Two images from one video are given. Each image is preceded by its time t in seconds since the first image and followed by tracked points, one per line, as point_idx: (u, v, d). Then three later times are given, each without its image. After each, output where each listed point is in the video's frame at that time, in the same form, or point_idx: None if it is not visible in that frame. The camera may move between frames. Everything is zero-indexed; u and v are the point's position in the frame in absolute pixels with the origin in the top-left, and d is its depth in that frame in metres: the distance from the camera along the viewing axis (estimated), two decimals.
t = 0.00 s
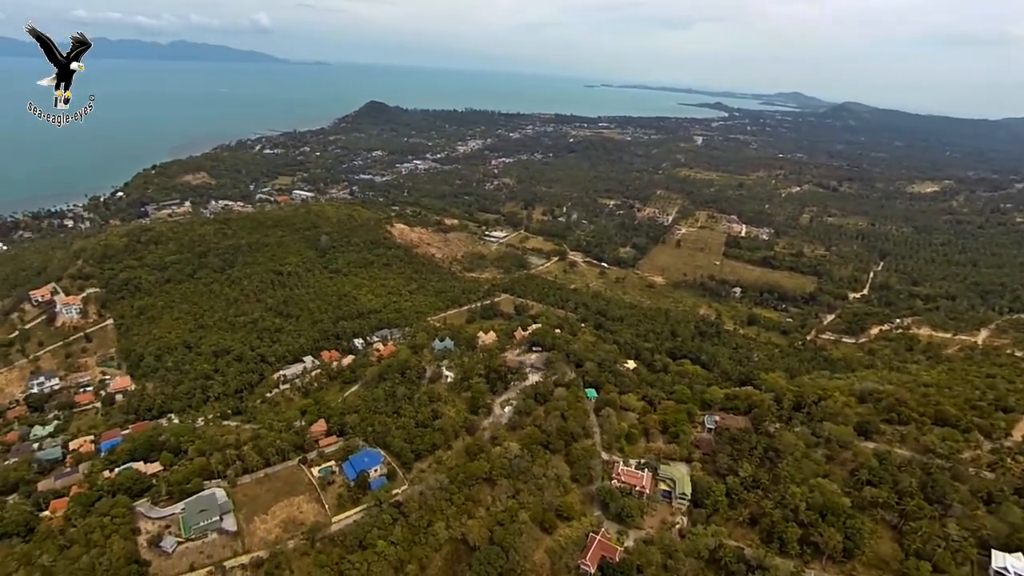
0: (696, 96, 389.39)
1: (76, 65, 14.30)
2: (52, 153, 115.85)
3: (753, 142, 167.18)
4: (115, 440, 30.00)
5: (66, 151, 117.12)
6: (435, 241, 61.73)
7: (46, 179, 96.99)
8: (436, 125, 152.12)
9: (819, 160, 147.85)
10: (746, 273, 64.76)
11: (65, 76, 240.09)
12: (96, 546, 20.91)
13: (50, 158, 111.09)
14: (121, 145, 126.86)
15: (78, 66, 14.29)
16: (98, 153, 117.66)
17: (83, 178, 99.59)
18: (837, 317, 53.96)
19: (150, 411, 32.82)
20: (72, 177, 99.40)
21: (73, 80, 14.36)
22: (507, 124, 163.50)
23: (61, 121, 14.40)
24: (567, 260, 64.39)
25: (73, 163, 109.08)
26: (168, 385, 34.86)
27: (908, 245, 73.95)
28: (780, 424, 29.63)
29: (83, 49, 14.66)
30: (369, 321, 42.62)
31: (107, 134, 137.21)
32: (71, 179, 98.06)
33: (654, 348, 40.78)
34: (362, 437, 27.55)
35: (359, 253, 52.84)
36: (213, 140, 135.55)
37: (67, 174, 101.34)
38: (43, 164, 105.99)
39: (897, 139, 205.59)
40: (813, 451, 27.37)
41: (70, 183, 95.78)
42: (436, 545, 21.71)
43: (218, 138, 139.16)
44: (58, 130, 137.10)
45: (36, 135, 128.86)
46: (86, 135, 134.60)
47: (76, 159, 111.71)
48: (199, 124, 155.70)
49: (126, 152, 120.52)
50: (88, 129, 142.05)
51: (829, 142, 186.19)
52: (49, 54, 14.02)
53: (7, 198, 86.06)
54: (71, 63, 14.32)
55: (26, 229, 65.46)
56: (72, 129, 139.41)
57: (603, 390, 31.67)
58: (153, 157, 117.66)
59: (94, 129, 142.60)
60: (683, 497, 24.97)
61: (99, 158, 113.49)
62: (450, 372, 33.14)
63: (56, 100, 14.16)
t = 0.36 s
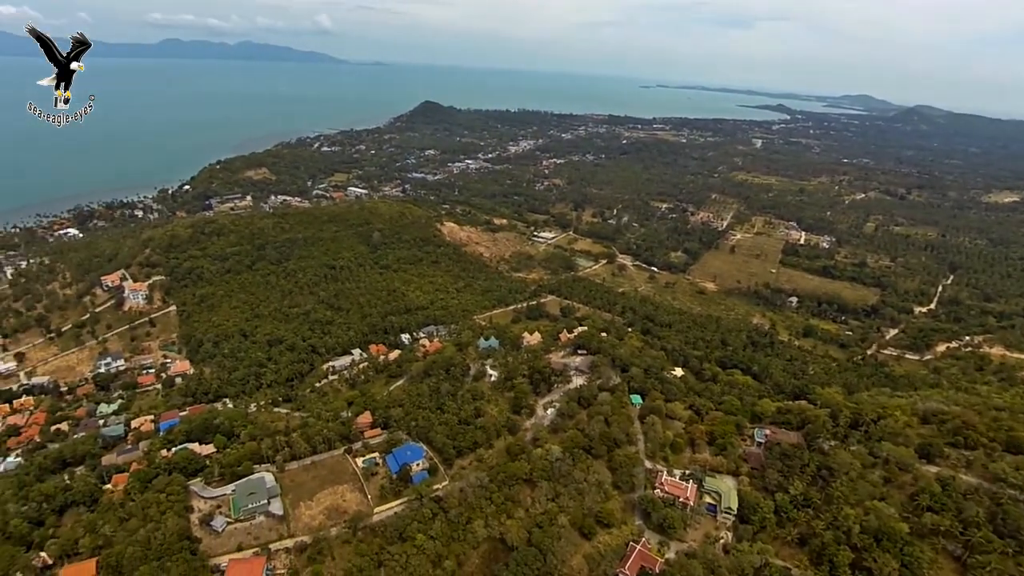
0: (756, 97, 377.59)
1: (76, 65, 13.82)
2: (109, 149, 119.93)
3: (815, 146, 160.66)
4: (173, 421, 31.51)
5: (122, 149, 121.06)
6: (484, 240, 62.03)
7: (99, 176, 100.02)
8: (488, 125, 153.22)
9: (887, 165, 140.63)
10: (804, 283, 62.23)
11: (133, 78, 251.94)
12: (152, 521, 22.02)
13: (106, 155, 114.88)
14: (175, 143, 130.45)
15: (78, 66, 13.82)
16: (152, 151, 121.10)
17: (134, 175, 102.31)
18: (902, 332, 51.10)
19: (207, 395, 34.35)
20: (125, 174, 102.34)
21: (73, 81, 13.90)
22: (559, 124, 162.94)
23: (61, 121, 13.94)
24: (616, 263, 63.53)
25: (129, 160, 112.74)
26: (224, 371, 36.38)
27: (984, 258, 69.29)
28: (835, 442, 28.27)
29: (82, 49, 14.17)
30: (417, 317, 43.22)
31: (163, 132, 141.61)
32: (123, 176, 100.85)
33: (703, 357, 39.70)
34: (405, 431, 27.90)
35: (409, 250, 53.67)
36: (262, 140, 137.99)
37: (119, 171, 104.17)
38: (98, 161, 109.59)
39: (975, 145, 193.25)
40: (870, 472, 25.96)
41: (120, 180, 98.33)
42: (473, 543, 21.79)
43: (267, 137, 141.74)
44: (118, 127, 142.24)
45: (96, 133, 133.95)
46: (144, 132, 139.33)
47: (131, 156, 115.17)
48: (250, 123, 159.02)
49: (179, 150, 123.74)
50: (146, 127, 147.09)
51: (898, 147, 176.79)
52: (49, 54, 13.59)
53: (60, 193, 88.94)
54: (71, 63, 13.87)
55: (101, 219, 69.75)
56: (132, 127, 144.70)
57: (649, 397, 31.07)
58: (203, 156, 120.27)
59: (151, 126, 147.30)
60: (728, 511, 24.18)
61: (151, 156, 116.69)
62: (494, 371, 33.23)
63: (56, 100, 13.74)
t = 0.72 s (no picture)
0: (803, 99, 366.78)
1: (76, 65, 13.88)
2: (129, 149, 120.04)
3: (865, 151, 155.00)
4: (214, 409, 32.54)
5: (143, 149, 121.08)
6: (521, 240, 61.96)
7: (112, 176, 99.34)
8: (528, 125, 153.23)
9: (942, 171, 134.52)
10: (851, 292, 60.06)
11: (179, 79, 259.01)
12: (192, 505, 22.76)
13: (124, 155, 114.68)
14: (197, 144, 130.11)
15: (79, 68, 13.92)
16: (171, 152, 120.65)
17: (147, 177, 101.36)
18: (956, 347, 48.73)
19: (248, 384, 35.36)
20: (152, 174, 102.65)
21: (73, 81, 13.93)
22: (599, 125, 161.74)
23: (60, 121, 14.03)
24: (655, 267, 62.61)
25: (159, 160, 113.36)
26: (265, 361, 37.39)
27: None
28: (880, 459, 27.17)
29: (83, 48, 14.14)
30: (453, 315, 43.50)
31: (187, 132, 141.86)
32: (135, 177, 99.98)
33: (743, 365, 38.71)
34: (438, 428, 28.07)
35: (446, 248, 54.06)
36: (284, 142, 136.51)
37: (133, 172, 103.38)
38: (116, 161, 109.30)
39: None
40: (917, 492, 24.79)
41: (131, 182, 97.29)
42: (502, 543, 21.75)
43: (289, 139, 140.41)
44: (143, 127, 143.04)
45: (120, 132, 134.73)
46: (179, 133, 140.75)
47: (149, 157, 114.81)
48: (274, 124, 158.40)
49: (199, 151, 123.10)
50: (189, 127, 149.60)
51: (956, 152, 168.86)
52: (48, 53, 13.62)
53: (68, 194, 88.08)
54: (71, 63, 13.91)
55: (153, 211, 72.65)
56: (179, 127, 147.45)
57: (685, 405, 30.52)
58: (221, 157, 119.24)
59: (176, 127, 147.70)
60: (765, 525, 23.54)
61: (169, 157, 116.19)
62: (528, 372, 33.17)
63: (56, 100, 13.83)
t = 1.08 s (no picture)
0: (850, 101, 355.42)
1: (76, 65, 14.02)
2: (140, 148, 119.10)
3: (916, 155, 148.98)
4: (251, 398, 33.35)
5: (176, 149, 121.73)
6: (555, 240, 61.68)
7: (115, 176, 97.86)
8: (565, 125, 152.49)
9: (999, 178, 128.28)
10: (897, 302, 57.85)
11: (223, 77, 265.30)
12: (227, 490, 23.35)
13: (141, 155, 114.09)
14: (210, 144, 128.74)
15: (79, 67, 14.04)
16: (181, 151, 119.14)
17: (151, 177, 99.66)
18: (1009, 363, 46.39)
19: (283, 375, 36.16)
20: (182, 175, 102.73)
21: (74, 81, 14.05)
22: (637, 126, 159.95)
23: (60, 121, 14.12)
24: (691, 271, 61.50)
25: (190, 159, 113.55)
26: (300, 353, 38.16)
27: None
28: (924, 477, 26.07)
29: (83, 49, 14.32)
30: (485, 314, 43.57)
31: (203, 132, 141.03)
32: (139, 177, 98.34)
33: (780, 374, 37.69)
34: (468, 426, 28.12)
35: (480, 247, 54.19)
36: (298, 144, 134.18)
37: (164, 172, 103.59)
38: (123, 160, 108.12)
39: None
40: (963, 514, 23.69)
41: (132, 183, 95.47)
42: (528, 544, 21.67)
43: (304, 140, 138.13)
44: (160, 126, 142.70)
45: (135, 131, 134.28)
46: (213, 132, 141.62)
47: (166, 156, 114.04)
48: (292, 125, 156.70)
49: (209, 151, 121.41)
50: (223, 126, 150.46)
51: (1014, 158, 160.80)
52: (49, 54, 13.71)
53: (65, 194, 86.44)
54: (71, 63, 14.04)
55: (197, 205, 75.07)
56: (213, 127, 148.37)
57: (719, 413, 29.89)
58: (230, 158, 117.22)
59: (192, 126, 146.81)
60: (799, 539, 22.87)
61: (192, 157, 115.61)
62: (559, 373, 32.98)
63: (56, 100, 13.89)
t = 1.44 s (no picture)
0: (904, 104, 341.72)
1: (76, 65, 14.17)
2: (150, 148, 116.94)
3: (974, 162, 141.91)
4: (288, 388, 34.19)
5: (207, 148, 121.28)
6: (592, 241, 61.12)
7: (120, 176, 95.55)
8: (604, 125, 151.09)
9: None
10: (949, 315, 55.26)
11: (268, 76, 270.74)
12: (262, 478, 23.95)
13: (171, 154, 113.63)
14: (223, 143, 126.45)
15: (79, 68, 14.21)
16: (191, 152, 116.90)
17: (160, 177, 97.77)
18: None
19: (320, 367, 36.89)
20: (210, 176, 101.65)
21: (74, 80, 14.20)
22: (679, 127, 157.28)
23: (60, 121, 14.47)
24: (731, 276, 60.08)
25: (220, 160, 112.61)
26: (337, 346, 38.90)
27: None
28: (975, 500, 24.77)
29: (83, 49, 14.45)
30: (519, 314, 43.53)
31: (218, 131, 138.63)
32: (144, 177, 96.00)
33: (822, 385, 36.40)
34: (499, 425, 28.09)
35: (516, 246, 54.15)
36: (310, 144, 131.26)
37: (192, 172, 102.77)
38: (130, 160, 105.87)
39: None
40: (1017, 541, 22.41)
41: (131, 183, 92.73)
42: (556, 547, 21.53)
43: (317, 141, 135.20)
44: (175, 125, 141.00)
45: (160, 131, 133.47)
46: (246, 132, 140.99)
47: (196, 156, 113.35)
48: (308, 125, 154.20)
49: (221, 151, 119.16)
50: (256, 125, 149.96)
51: None
52: (49, 54, 13.93)
53: (60, 195, 83.88)
54: (71, 63, 14.18)
55: (243, 199, 77.38)
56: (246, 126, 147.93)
57: (756, 423, 29.10)
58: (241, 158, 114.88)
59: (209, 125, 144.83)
60: (837, 558, 22.06)
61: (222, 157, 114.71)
62: (592, 376, 32.68)
63: (55, 100, 14.09)
